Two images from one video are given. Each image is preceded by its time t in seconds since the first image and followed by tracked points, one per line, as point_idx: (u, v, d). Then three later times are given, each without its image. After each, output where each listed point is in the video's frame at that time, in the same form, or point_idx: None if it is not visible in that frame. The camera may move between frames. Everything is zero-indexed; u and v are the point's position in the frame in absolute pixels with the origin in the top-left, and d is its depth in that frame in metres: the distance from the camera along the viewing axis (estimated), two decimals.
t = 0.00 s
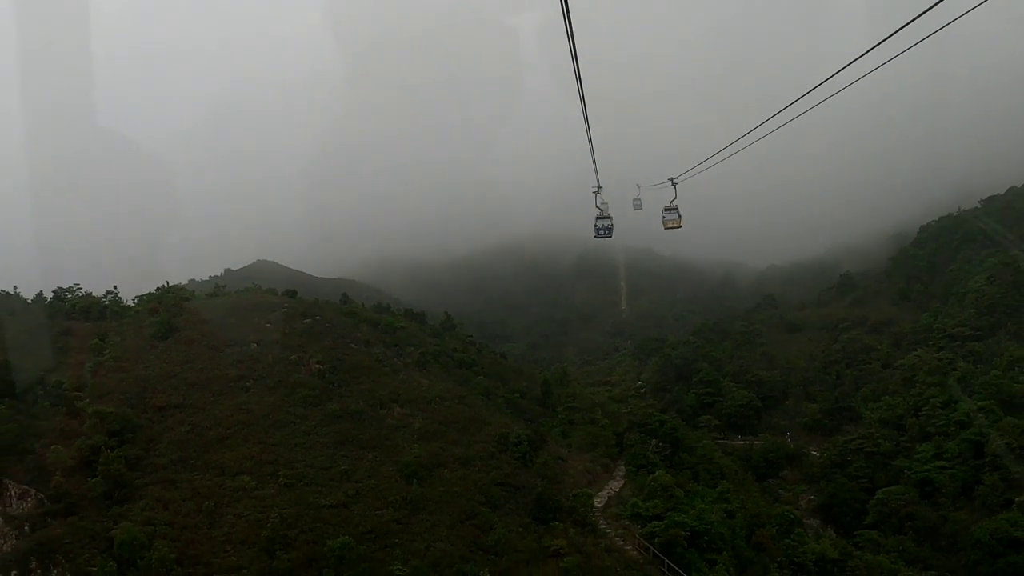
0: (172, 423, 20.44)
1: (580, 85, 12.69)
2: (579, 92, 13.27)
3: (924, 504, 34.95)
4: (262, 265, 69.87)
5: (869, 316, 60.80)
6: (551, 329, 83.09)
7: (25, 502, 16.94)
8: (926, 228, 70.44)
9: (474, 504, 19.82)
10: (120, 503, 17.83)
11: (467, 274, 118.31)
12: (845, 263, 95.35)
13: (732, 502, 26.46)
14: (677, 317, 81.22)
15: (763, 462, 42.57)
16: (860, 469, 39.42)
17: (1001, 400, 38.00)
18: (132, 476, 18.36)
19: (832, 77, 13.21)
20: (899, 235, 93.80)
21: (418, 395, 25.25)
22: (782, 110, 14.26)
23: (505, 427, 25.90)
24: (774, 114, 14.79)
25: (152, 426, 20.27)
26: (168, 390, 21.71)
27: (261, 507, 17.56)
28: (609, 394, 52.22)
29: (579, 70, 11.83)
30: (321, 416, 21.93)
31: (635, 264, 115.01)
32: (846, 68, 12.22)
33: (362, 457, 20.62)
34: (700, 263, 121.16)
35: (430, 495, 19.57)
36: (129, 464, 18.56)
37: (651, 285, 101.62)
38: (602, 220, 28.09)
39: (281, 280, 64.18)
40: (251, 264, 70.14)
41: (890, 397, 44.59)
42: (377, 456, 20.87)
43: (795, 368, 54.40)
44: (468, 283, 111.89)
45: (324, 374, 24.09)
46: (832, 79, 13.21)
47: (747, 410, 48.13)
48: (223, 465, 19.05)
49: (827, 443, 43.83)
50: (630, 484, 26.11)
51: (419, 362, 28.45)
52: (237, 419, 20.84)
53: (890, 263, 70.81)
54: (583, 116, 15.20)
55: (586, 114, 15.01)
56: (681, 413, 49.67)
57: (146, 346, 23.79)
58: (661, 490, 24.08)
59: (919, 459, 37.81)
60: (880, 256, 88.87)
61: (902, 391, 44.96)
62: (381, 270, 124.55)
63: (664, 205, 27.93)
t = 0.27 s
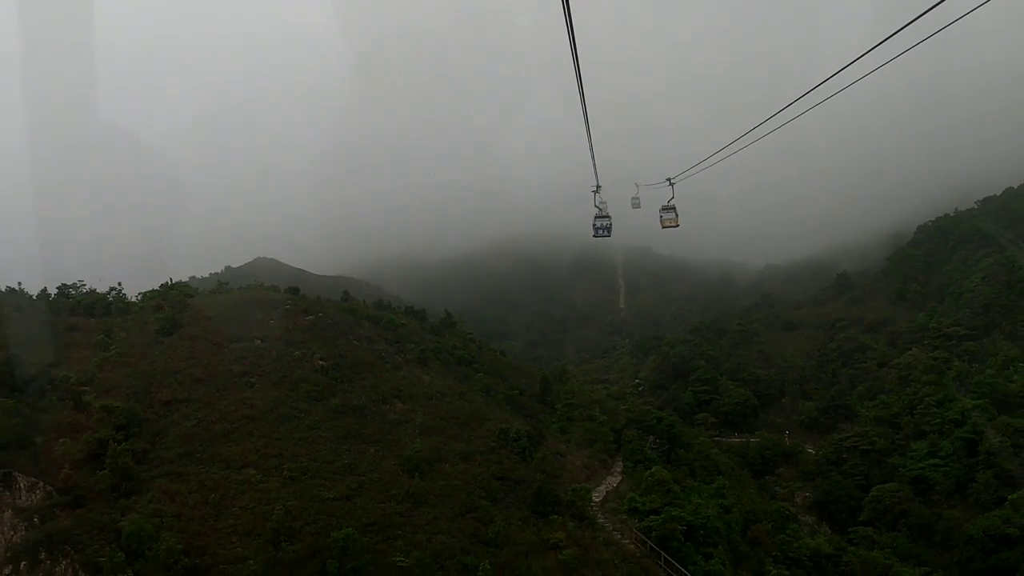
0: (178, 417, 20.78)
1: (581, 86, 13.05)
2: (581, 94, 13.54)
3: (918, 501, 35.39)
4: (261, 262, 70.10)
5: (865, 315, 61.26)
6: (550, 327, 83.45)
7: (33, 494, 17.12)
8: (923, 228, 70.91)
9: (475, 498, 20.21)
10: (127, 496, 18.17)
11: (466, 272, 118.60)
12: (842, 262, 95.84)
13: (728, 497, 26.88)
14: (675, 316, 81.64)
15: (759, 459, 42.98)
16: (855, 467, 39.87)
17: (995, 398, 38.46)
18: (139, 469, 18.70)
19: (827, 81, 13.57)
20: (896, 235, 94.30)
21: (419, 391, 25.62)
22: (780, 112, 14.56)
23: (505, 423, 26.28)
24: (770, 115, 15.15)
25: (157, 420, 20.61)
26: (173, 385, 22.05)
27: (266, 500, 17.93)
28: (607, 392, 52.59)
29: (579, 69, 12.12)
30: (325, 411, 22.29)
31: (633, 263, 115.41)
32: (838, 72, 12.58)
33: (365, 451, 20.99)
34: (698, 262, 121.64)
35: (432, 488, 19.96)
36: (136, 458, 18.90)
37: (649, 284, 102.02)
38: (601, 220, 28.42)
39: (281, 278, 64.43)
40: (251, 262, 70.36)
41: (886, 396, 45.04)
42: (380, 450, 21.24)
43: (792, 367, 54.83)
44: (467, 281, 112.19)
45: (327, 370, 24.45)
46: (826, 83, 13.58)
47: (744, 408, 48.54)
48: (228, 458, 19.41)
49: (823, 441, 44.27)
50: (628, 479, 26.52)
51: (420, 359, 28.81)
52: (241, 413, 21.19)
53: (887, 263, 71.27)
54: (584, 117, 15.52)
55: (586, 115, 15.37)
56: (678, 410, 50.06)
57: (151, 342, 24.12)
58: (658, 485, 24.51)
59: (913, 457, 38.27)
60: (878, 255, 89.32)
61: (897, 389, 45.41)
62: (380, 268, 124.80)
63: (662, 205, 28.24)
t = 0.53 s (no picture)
0: (183, 411, 21.11)
1: (582, 87, 13.33)
2: (581, 94, 13.79)
3: (912, 498, 35.86)
4: (261, 259, 70.33)
5: (861, 314, 61.72)
6: (548, 324, 83.80)
7: (41, 485, 17.67)
8: (920, 228, 71.34)
9: (475, 490, 20.59)
10: (134, 487, 18.50)
11: (465, 270, 118.88)
12: (840, 261, 96.33)
13: (724, 492, 27.29)
14: (673, 314, 82.04)
15: (755, 456, 43.39)
16: (850, 463, 40.30)
17: (989, 397, 38.89)
18: (145, 461, 19.03)
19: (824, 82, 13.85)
20: (893, 234, 94.77)
21: (420, 385, 25.98)
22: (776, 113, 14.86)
23: (504, 417, 26.65)
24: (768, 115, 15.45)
25: (163, 413, 20.93)
26: (178, 379, 22.40)
27: (271, 492, 18.29)
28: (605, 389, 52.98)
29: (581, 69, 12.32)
30: (328, 405, 22.64)
31: (632, 261, 115.81)
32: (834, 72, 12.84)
33: (367, 444, 21.35)
34: (696, 260, 122.10)
35: (433, 481, 20.34)
36: (142, 450, 19.22)
37: (647, 282, 102.42)
38: (600, 218, 28.74)
39: (280, 274, 64.65)
40: (250, 259, 70.61)
41: (881, 393, 45.49)
42: (381, 444, 21.60)
43: (788, 364, 55.25)
44: (465, 279, 112.49)
45: (329, 365, 24.79)
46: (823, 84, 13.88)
47: (740, 405, 48.95)
48: (233, 450, 19.75)
49: (819, 438, 44.71)
50: (626, 474, 26.93)
51: (421, 355, 29.16)
52: (246, 407, 21.54)
53: (884, 262, 71.71)
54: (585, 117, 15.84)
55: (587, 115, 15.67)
56: (675, 407, 50.46)
57: (156, 336, 24.42)
58: (655, 480, 24.93)
59: (908, 454, 38.72)
60: (875, 254, 89.72)
61: (892, 387, 45.86)
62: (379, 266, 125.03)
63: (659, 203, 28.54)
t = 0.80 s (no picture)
0: (188, 405, 21.44)
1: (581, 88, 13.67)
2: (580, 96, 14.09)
3: (905, 494, 36.33)
4: (260, 256, 70.60)
5: (857, 313, 62.19)
6: (546, 322, 84.17)
7: (49, 478, 18.01)
8: (916, 228, 71.80)
9: (475, 484, 20.98)
10: (140, 479, 18.83)
11: (464, 268, 119.16)
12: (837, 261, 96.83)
13: (719, 487, 27.71)
14: (670, 312, 82.47)
15: (751, 453, 43.84)
16: (845, 460, 40.77)
17: (982, 395, 39.36)
18: (151, 454, 19.36)
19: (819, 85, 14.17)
20: (890, 234, 95.25)
21: (421, 381, 26.34)
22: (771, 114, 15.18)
23: (503, 413, 27.02)
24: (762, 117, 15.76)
25: (168, 407, 21.27)
26: (182, 374, 22.75)
27: (275, 485, 18.66)
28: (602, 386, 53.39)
29: (583, 74, 12.62)
30: (330, 399, 23.00)
31: (630, 260, 116.25)
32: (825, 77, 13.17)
33: (369, 439, 21.72)
34: (694, 260, 122.58)
35: (433, 475, 20.73)
36: (148, 443, 19.56)
37: (645, 281, 102.87)
38: (598, 217, 29.05)
39: (280, 271, 64.92)
40: (250, 256, 70.86)
41: (876, 392, 45.96)
42: (383, 438, 21.97)
43: (785, 363, 55.71)
44: (464, 277, 112.81)
45: (331, 361, 25.15)
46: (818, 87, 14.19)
47: (736, 402, 49.38)
48: (237, 444, 20.10)
49: (814, 435, 45.17)
50: (623, 469, 27.32)
51: (421, 351, 29.52)
52: (249, 402, 21.89)
53: (880, 262, 72.18)
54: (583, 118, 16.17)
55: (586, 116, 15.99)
56: (672, 404, 50.88)
57: (160, 332, 24.74)
58: (651, 475, 25.36)
59: (902, 451, 39.19)
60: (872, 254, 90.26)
61: (886, 385, 46.33)
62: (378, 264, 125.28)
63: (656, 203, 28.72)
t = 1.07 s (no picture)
0: (193, 400, 21.84)
1: (581, 91, 14.06)
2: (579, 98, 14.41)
3: (899, 491, 36.81)
4: (261, 254, 70.90)
5: (854, 312, 62.65)
6: (545, 321, 84.56)
7: (57, 471, 18.27)
8: (913, 228, 72.24)
9: (475, 478, 21.40)
10: (146, 472, 19.21)
11: (463, 267, 119.52)
12: (834, 260, 97.32)
13: (715, 483, 28.15)
14: (668, 311, 82.91)
15: (747, 450, 44.29)
16: (840, 458, 41.24)
17: (976, 394, 39.80)
18: (157, 447, 19.74)
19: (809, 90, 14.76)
20: (887, 234, 95.75)
21: (422, 377, 26.73)
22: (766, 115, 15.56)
23: (503, 409, 27.43)
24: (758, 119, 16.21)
25: (174, 402, 21.66)
26: (187, 369, 23.13)
27: (278, 478, 19.05)
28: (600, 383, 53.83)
29: (582, 78, 12.94)
30: (333, 395, 23.41)
31: (628, 259, 116.68)
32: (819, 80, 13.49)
33: (371, 433, 22.13)
34: (692, 259, 123.11)
35: (434, 469, 21.14)
36: (154, 437, 19.93)
37: (643, 281, 103.31)
38: (597, 216, 29.34)
39: (279, 268, 65.26)
40: (250, 254, 71.17)
41: (871, 390, 46.43)
42: (384, 433, 22.38)
43: (781, 361, 56.19)
44: (463, 276, 113.16)
45: (333, 357, 25.54)
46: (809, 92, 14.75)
47: (733, 400, 49.82)
48: (242, 438, 20.49)
49: (809, 433, 45.64)
50: (620, 465, 27.76)
51: (422, 348, 29.91)
52: (253, 396, 22.29)
53: (877, 261, 72.66)
54: (584, 120, 16.52)
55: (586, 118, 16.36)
56: (669, 402, 51.32)
57: (164, 329, 25.10)
58: (648, 470, 25.83)
59: (896, 449, 39.65)
60: (869, 254, 90.77)
61: (881, 384, 46.80)
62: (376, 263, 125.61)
63: (654, 202, 28.71)
